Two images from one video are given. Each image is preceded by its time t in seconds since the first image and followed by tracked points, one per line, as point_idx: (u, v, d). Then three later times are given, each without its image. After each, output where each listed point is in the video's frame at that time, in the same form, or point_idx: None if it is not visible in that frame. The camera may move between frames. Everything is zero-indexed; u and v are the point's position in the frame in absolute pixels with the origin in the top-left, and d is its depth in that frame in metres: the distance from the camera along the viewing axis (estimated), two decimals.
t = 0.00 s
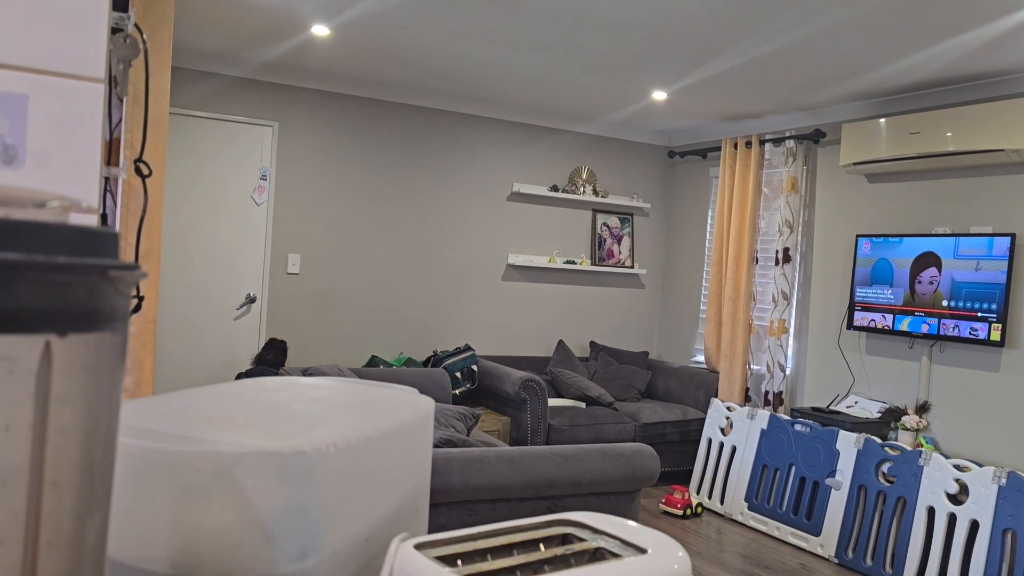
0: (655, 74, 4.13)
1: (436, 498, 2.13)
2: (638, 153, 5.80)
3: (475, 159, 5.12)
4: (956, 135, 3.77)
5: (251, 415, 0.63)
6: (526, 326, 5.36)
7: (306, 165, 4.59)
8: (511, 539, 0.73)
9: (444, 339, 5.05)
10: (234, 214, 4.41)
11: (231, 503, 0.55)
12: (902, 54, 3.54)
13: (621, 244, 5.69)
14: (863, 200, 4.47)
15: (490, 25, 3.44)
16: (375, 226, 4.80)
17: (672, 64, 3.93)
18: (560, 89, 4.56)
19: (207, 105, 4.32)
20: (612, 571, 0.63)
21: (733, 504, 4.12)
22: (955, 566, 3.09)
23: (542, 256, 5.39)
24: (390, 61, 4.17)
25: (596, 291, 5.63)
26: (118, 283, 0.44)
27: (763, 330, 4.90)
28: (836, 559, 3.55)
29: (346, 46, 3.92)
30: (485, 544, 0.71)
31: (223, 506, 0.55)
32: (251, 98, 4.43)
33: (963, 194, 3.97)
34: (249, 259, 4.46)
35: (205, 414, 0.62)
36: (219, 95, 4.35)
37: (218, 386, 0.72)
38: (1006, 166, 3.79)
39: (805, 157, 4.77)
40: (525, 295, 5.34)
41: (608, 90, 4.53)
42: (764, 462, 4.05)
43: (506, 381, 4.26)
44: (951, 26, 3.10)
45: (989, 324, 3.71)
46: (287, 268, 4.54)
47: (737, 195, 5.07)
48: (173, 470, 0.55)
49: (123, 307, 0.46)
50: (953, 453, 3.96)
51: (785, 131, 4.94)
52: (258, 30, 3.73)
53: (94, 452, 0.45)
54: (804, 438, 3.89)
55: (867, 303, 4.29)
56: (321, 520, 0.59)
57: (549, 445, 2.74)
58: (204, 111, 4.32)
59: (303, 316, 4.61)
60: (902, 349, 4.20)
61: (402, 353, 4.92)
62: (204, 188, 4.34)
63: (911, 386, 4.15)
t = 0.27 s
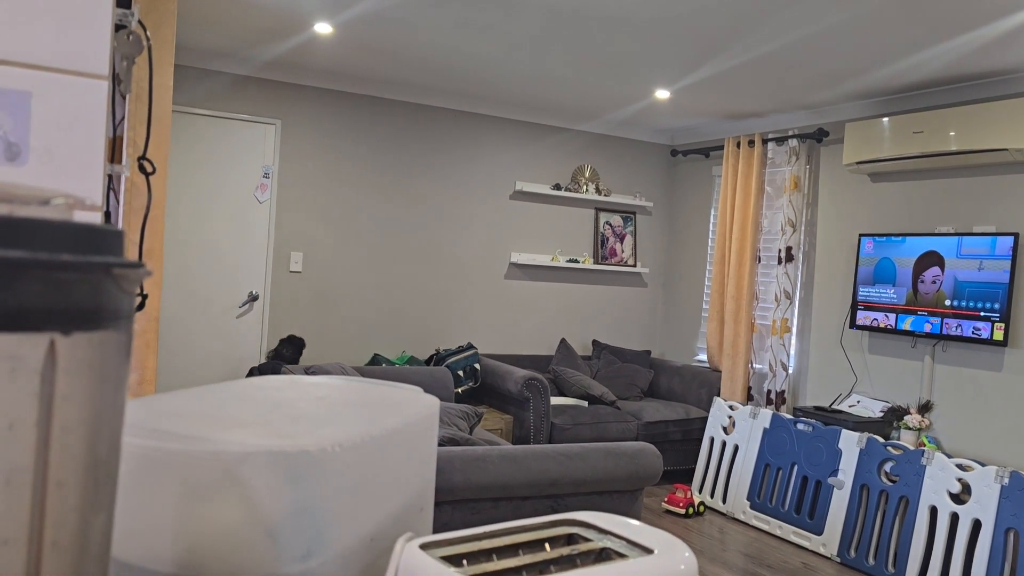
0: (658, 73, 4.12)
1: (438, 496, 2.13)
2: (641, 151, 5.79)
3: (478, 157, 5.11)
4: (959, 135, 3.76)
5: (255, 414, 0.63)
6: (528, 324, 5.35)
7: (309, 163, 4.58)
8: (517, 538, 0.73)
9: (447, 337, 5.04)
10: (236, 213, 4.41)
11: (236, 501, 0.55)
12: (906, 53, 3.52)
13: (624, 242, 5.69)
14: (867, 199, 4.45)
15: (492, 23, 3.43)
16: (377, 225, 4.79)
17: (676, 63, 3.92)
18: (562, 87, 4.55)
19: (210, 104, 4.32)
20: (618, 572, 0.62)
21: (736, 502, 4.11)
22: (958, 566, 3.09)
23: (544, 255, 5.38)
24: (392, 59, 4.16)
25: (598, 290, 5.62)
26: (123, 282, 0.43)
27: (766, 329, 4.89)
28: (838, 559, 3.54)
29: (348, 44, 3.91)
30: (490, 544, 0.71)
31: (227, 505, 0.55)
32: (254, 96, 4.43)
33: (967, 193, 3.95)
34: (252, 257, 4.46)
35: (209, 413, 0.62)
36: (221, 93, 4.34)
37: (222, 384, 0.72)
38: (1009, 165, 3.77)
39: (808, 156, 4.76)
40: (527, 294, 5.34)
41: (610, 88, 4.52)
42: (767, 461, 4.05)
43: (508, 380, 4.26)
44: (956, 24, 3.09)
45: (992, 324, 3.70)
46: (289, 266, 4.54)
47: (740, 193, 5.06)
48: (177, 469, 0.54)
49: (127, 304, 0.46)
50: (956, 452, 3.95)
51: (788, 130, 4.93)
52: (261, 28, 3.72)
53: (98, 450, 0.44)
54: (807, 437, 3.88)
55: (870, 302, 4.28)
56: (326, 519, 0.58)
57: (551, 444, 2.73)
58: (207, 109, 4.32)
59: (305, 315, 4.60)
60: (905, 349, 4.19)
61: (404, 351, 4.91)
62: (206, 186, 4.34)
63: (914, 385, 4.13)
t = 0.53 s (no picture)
0: (656, 72, 4.12)
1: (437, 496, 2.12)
2: (638, 151, 5.80)
3: (475, 156, 5.11)
4: (956, 134, 3.77)
5: (264, 415, 0.63)
6: (525, 323, 5.35)
7: (306, 161, 4.58)
8: (523, 539, 0.73)
9: (443, 337, 5.04)
10: (233, 211, 4.40)
11: (245, 502, 0.55)
12: (904, 53, 3.53)
13: (621, 242, 5.69)
14: (863, 199, 4.46)
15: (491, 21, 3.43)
16: (374, 224, 4.79)
17: (674, 62, 3.92)
18: (560, 86, 4.55)
19: (207, 102, 4.31)
20: (626, 573, 0.62)
21: (732, 501, 4.12)
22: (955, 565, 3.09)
23: (541, 254, 5.38)
24: (390, 58, 4.15)
25: (595, 289, 5.63)
26: (140, 283, 0.43)
27: (762, 328, 4.90)
28: (835, 558, 3.55)
29: (346, 42, 3.90)
30: (496, 545, 0.71)
31: (236, 505, 0.55)
32: (251, 94, 4.42)
33: (964, 193, 3.97)
34: (248, 256, 4.45)
35: (218, 413, 0.62)
36: (218, 91, 4.33)
37: (228, 385, 0.72)
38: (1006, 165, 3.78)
39: (805, 156, 4.77)
40: (524, 293, 5.34)
41: (608, 87, 4.53)
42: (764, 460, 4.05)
43: (505, 379, 4.26)
44: (954, 24, 3.09)
45: (989, 323, 3.71)
46: (286, 265, 4.53)
47: (736, 193, 5.07)
48: (188, 470, 0.54)
49: (141, 305, 0.45)
50: (952, 452, 3.96)
51: (785, 129, 4.94)
52: (259, 27, 3.72)
53: (112, 451, 0.44)
54: (803, 436, 3.89)
55: (866, 302, 4.29)
56: (335, 520, 0.58)
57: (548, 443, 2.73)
58: (204, 107, 4.31)
59: (302, 313, 4.60)
60: (901, 348, 4.20)
61: (401, 350, 4.91)
62: (203, 184, 4.33)
63: (910, 385, 4.15)
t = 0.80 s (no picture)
0: (650, 72, 4.13)
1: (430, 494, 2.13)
2: (632, 151, 5.81)
3: (469, 156, 5.12)
4: (949, 135, 3.79)
5: (258, 412, 0.63)
6: (519, 323, 5.36)
7: (300, 160, 4.57)
8: (514, 536, 0.74)
9: (437, 336, 5.04)
10: (226, 210, 4.40)
11: (238, 500, 0.55)
12: (897, 55, 3.55)
13: (614, 242, 5.70)
14: (856, 200, 4.49)
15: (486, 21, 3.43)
16: (368, 223, 4.79)
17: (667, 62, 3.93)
18: (555, 86, 4.56)
19: (200, 101, 4.30)
20: (615, 569, 0.63)
21: (725, 501, 4.14)
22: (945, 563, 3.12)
23: (535, 254, 5.39)
24: (385, 58, 4.15)
25: (589, 289, 5.64)
26: (133, 281, 0.44)
27: (755, 328, 4.92)
28: (827, 557, 3.57)
29: (341, 41, 3.90)
30: (487, 542, 0.71)
31: (229, 502, 0.55)
32: (245, 93, 4.41)
33: (956, 193, 3.99)
34: (241, 256, 4.44)
35: (210, 410, 0.62)
36: (212, 90, 4.32)
37: (222, 383, 0.72)
38: (998, 166, 3.81)
39: (798, 156, 4.79)
40: (518, 293, 5.35)
41: (602, 87, 4.53)
42: (757, 460, 4.07)
43: (499, 378, 4.26)
44: (946, 26, 3.12)
45: (981, 323, 3.74)
46: (279, 264, 4.53)
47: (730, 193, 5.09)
48: (181, 468, 0.55)
49: (136, 304, 0.46)
50: (944, 451, 3.99)
51: (778, 130, 4.96)
52: (253, 26, 3.71)
53: (105, 447, 0.45)
54: (796, 436, 3.91)
55: (859, 302, 4.31)
56: (326, 516, 0.59)
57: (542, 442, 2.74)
58: (198, 106, 4.30)
59: (295, 313, 4.59)
60: (893, 348, 4.23)
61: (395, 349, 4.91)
62: (196, 183, 4.32)
63: (902, 384, 4.17)
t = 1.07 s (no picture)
0: (648, 72, 4.13)
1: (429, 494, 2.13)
2: (631, 150, 5.81)
3: (468, 156, 5.12)
4: (947, 134, 3.80)
5: (255, 412, 0.63)
6: (518, 323, 5.36)
7: (299, 160, 4.57)
8: (511, 536, 0.74)
9: (436, 336, 5.04)
10: (225, 210, 4.39)
11: (234, 499, 0.55)
12: (895, 55, 3.56)
13: (614, 241, 5.70)
14: (855, 200, 4.49)
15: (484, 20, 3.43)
16: (367, 223, 4.79)
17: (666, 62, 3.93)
18: (554, 85, 4.56)
19: (199, 100, 4.30)
20: (612, 569, 0.63)
21: (724, 501, 4.14)
22: (943, 562, 3.12)
23: (534, 253, 5.39)
24: (384, 57, 4.15)
25: (588, 289, 5.64)
26: (129, 281, 0.44)
27: (755, 328, 4.92)
28: (826, 556, 3.57)
29: (339, 40, 3.90)
30: (484, 542, 0.71)
31: (225, 502, 0.55)
32: (244, 93, 4.41)
33: (955, 193, 3.99)
34: (240, 255, 4.44)
35: (206, 410, 0.62)
36: (211, 89, 4.32)
37: (219, 382, 0.72)
38: (996, 166, 3.81)
39: (797, 155, 4.79)
40: (517, 292, 5.35)
41: (601, 87, 4.53)
42: (756, 459, 4.07)
43: (498, 378, 4.26)
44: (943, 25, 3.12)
45: (979, 323, 3.74)
46: (278, 264, 4.53)
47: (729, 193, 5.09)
48: (177, 468, 0.55)
49: (131, 302, 0.46)
50: (942, 451, 3.99)
51: (777, 130, 4.96)
52: (252, 25, 3.71)
53: (101, 446, 0.45)
54: (795, 436, 3.91)
55: (858, 301, 4.31)
56: (323, 516, 0.59)
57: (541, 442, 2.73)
58: (197, 106, 4.30)
59: (294, 313, 4.59)
60: (892, 348, 4.23)
61: (394, 349, 4.91)
62: (195, 183, 4.32)
63: (901, 384, 4.17)
